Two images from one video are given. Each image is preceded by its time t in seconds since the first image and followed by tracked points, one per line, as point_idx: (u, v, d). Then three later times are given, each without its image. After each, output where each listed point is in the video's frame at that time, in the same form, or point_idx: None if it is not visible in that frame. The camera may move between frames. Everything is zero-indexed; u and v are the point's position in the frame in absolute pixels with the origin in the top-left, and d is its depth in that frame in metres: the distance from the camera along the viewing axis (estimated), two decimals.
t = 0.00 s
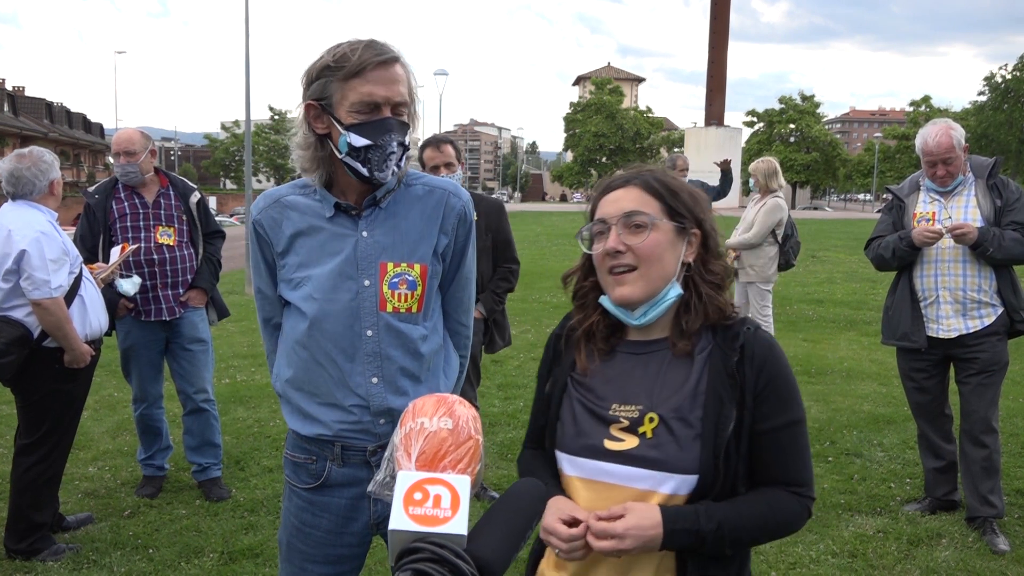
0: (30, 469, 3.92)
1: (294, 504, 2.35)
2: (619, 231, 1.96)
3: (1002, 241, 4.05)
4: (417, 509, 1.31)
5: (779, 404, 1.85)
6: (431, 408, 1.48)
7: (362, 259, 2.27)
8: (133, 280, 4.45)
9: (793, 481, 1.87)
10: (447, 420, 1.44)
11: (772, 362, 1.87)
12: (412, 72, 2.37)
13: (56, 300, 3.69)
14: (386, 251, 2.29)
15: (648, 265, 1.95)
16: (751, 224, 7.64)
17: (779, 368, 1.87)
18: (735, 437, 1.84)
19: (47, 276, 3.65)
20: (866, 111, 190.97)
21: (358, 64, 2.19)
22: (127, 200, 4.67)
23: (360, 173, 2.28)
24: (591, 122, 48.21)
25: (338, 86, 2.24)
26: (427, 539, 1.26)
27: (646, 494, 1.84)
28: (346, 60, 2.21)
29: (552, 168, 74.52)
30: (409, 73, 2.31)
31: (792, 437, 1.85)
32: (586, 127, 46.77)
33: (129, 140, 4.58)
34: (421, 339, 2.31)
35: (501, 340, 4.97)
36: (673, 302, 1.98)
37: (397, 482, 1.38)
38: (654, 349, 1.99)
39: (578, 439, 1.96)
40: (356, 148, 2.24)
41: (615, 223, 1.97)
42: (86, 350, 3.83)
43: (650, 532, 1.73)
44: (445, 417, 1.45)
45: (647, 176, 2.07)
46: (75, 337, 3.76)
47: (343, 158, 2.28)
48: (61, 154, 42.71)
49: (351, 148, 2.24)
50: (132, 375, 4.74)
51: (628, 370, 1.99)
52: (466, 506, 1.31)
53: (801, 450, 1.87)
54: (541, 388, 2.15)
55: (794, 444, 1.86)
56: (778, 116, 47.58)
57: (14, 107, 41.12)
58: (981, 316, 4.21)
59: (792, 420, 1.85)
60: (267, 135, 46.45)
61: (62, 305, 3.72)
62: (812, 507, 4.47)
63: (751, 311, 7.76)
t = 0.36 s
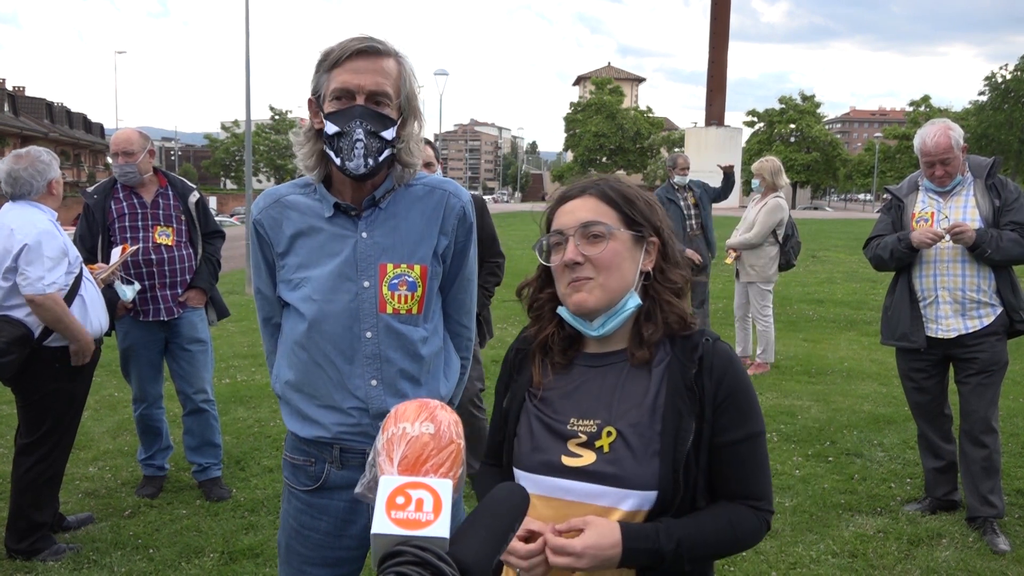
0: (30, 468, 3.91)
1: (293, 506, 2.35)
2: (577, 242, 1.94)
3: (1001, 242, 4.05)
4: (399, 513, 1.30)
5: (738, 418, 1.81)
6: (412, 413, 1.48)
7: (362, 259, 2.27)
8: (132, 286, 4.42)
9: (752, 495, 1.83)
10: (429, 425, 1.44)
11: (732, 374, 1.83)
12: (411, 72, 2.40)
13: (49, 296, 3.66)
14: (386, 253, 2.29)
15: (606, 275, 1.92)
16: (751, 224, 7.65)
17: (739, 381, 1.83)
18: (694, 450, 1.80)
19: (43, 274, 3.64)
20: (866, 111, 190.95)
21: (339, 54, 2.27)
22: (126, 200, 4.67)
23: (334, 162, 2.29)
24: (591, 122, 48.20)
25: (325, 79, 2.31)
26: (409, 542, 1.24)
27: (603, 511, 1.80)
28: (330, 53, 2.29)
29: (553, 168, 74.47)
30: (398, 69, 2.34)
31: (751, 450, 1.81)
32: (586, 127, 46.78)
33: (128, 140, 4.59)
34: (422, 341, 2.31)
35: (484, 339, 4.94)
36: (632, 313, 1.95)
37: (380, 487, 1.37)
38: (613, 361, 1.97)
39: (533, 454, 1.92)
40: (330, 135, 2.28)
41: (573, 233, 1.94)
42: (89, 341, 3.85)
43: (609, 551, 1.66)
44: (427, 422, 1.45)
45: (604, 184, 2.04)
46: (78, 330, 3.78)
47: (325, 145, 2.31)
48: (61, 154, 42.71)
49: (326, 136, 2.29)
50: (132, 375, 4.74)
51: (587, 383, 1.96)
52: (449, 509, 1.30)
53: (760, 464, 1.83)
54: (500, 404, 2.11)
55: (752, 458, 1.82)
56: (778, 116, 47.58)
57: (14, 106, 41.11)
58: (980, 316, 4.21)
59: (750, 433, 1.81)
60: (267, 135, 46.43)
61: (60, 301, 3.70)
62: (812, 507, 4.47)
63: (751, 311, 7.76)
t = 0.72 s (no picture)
0: (30, 468, 3.91)
1: (295, 507, 2.35)
2: (564, 243, 1.93)
3: (1002, 241, 4.04)
4: (407, 519, 1.28)
5: (735, 419, 1.80)
6: (421, 418, 1.50)
7: (365, 261, 2.27)
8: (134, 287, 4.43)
9: (750, 498, 1.81)
10: (438, 431, 1.46)
11: (729, 372, 1.82)
12: (413, 71, 2.40)
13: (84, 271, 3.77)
14: (390, 254, 2.29)
15: (595, 276, 1.92)
16: (751, 224, 7.65)
17: (736, 380, 1.82)
18: (689, 451, 1.79)
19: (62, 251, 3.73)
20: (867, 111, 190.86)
21: (338, 54, 2.28)
22: (127, 200, 4.67)
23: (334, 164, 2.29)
24: (591, 121, 48.18)
25: (326, 80, 2.32)
26: (417, 549, 1.22)
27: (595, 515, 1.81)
28: (330, 53, 2.30)
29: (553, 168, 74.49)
30: (401, 71, 2.35)
31: (751, 450, 1.80)
32: (586, 127, 46.78)
33: (128, 140, 4.58)
34: (426, 342, 2.31)
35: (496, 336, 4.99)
36: (624, 314, 1.96)
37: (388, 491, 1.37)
38: (607, 362, 1.97)
39: (527, 457, 1.93)
40: (329, 136, 2.28)
41: (559, 235, 1.94)
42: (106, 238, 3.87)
43: (602, 555, 1.66)
44: (436, 428, 1.47)
45: (594, 184, 2.03)
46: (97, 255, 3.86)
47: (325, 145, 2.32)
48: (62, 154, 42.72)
49: (326, 136, 2.30)
50: (132, 375, 4.74)
51: (580, 385, 1.96)
52: (457, 516, 1.29)
53: (760, 464, 1.81)
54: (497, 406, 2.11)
55: (750, 459, 1.80)
56: (778, 116, 47.57)
57: (14, 106, 41.13)
58: (980, 316, 4.21)
59: (750, 434, 1.80)
60: (267, 135, 46.45)
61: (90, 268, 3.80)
62: (813, 507, 4.47)
63: (751, 311, 7.76)
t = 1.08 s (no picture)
0: (30, 468, 3.91)
1: (293, 508, 2.35)
2: (573, 246, 1.93)
3: (1002, 239, 4.04)
4: (416, 514, 1.27)
5: (739, 420, 1.80)
6: (428, 412, 1.49)
7: (362, 261, 2.27)
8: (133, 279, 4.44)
9: (756, 500, 1.81)
10: (444, 424, 1.45)
11: (733, 373, 1.82)
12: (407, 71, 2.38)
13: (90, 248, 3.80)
14: (387, 253, 2.30)
15: (601, 280, 1.92)
16: (750, 224, 7.66)
17: (741, 380, 1.82)
18: (694, 453, 1.79)
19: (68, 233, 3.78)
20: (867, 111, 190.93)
21: (336, 60, 2.23)
22: (126, 200, 4.67)
23: (339, 171, 2.27)
24: (591, 122, 48.18)
25: (322, 84, 2.29)
26: (426, 542, 1.22)
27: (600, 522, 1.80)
28: (326, 57, 2.25)
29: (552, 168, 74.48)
30: (397, 72, 2.32)
31: (756, 451, 1.80)
32: (586, 127, 46.79)
33: (128, 140, 4.57)
34: (424, 342, 2.31)
35: (509, 338, 4.96)
36: (628, 316, 1.96)
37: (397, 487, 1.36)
38: (611, 367, 1.97)
39: (532, 463, 1.93)
40: (333, 144, 2.26)
41: (568, 237, 1.93)
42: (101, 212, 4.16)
43: (607, 560, 1.66)
44: (443, 421, 1.46)
45: (600, 185, 2.03)
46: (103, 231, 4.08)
47: (327, 152, 2.29)
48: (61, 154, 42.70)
49: (329, 144, 2.27)
50: (131, 375, 4.74)
51: (584, 390, 1.96)
52: (464, 508, 1.28)
53: (766, 465, 1.81)
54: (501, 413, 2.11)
55: (758, 459, 1.80)
56: (777, 116, 47.58)
57: (13, 106, 41.11)
58: (979, 316, 4.21)
59: (755, 434, 1.80)
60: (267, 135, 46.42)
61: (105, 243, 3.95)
62: (812, 507, 4.47)
63: (751, 311, 7.76)
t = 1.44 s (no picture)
0: (31, 469, 3.91)
1: (294, 506, 2.35)
2: (583, 247, 1.92)
3: (1002, 239, 4.04)
4: (424, 521, 1.27)
5: (748, 421, 1.80)
6: (438, 421, 1.49)
7: (361, 260, 2.27)
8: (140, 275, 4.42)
9: (763, 502, 1.81)
10: (454, 432, 1.45)
11: (742, 374, 1.82)
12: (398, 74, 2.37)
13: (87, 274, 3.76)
14: (385, 252, 2.30)
15: (612, 283, 1.91)
16: (751, 224, 7.65)
17: (749, 381, 1.82)
18: (702, 454, 1.79)
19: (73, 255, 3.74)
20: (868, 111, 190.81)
21: (341, 70, 2.19)
22: (127, 200, 4.68)
23: (352, 179, 2.27)
24: (592, 121, 48.16)
25: (323, 93, 2.26)
26: (434, 549, 1.21)
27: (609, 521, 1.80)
28: (328, 66, 2.21)
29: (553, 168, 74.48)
30: (393, 75, 2.31)
31: (764, 453, 1.80)
32: (586, 127, 46.79)
33: (131, 138, 4.60)
34: (423, 340, 2.32)
35: (510, 340, 4.98)
36: (637, 316, 1.95)
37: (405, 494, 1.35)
38: (619, 365, 1.97)
39: (537, 463, 1.92)
40: (346, 154, 2.24)
41: (579, 238, 1.92)
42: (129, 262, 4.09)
43: (615, 560, 1.66)
44: (452, 429, 1.46)
45: (611, 185, 2.02)
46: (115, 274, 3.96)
47: (336, 162, 2.27)
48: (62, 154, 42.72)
49: (340, 154, 2.25)
50: (132, 375, 4.74)
51: (592, 388, 1.96)
52: (474, 516, 1.27)
53: (773, 466, 1.81)
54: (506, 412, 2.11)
55: (766, 460, 1.80)
56: (778, 116, 47.56)
57: (15, 106, 41.13)
58: (981, 316, 4.21)
59: (763, 436, 1.80)
60: (268, 135, 46.43)
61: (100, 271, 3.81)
62: (813, 507, 4.47)
63: (751, 311, 7.76)
